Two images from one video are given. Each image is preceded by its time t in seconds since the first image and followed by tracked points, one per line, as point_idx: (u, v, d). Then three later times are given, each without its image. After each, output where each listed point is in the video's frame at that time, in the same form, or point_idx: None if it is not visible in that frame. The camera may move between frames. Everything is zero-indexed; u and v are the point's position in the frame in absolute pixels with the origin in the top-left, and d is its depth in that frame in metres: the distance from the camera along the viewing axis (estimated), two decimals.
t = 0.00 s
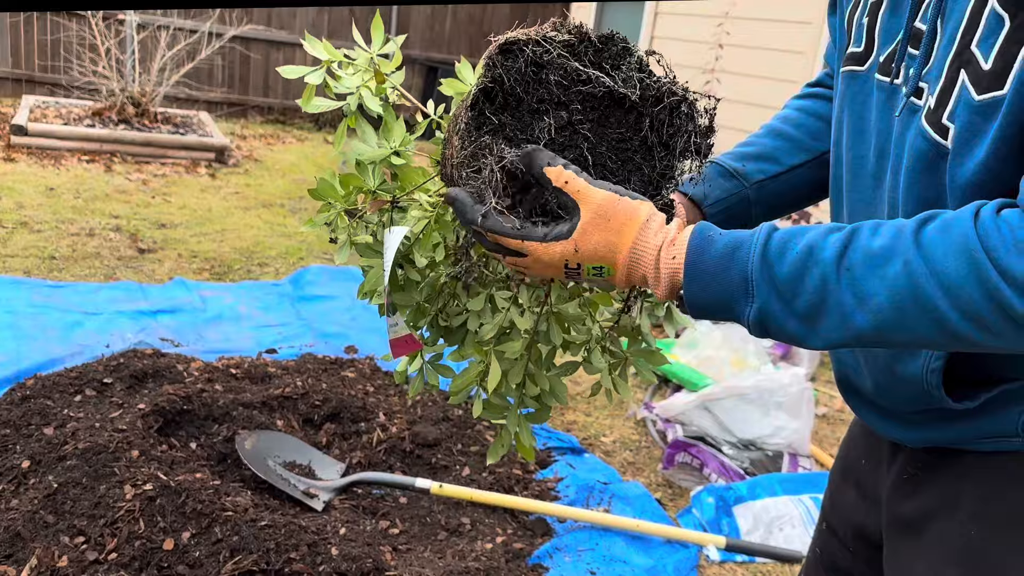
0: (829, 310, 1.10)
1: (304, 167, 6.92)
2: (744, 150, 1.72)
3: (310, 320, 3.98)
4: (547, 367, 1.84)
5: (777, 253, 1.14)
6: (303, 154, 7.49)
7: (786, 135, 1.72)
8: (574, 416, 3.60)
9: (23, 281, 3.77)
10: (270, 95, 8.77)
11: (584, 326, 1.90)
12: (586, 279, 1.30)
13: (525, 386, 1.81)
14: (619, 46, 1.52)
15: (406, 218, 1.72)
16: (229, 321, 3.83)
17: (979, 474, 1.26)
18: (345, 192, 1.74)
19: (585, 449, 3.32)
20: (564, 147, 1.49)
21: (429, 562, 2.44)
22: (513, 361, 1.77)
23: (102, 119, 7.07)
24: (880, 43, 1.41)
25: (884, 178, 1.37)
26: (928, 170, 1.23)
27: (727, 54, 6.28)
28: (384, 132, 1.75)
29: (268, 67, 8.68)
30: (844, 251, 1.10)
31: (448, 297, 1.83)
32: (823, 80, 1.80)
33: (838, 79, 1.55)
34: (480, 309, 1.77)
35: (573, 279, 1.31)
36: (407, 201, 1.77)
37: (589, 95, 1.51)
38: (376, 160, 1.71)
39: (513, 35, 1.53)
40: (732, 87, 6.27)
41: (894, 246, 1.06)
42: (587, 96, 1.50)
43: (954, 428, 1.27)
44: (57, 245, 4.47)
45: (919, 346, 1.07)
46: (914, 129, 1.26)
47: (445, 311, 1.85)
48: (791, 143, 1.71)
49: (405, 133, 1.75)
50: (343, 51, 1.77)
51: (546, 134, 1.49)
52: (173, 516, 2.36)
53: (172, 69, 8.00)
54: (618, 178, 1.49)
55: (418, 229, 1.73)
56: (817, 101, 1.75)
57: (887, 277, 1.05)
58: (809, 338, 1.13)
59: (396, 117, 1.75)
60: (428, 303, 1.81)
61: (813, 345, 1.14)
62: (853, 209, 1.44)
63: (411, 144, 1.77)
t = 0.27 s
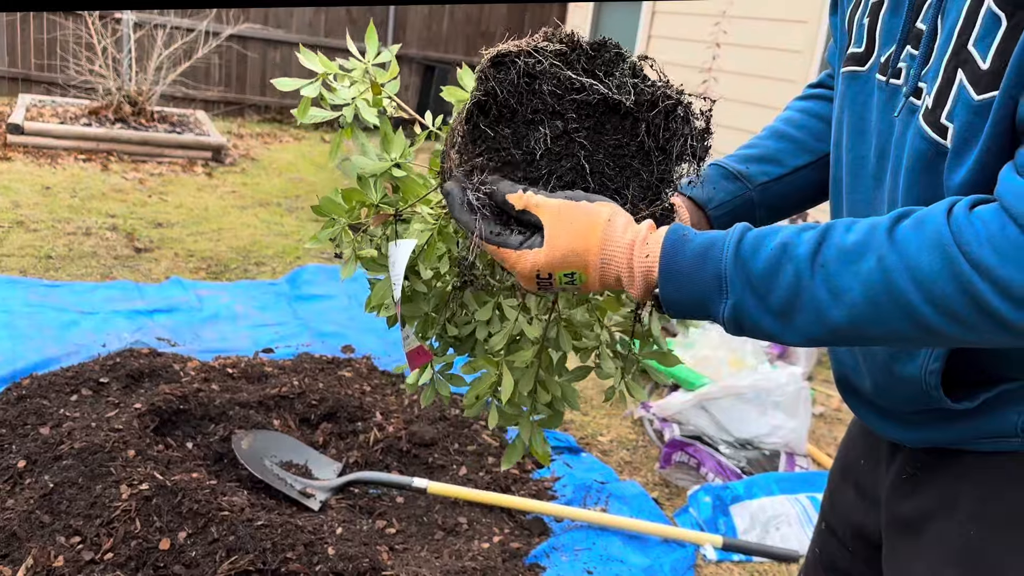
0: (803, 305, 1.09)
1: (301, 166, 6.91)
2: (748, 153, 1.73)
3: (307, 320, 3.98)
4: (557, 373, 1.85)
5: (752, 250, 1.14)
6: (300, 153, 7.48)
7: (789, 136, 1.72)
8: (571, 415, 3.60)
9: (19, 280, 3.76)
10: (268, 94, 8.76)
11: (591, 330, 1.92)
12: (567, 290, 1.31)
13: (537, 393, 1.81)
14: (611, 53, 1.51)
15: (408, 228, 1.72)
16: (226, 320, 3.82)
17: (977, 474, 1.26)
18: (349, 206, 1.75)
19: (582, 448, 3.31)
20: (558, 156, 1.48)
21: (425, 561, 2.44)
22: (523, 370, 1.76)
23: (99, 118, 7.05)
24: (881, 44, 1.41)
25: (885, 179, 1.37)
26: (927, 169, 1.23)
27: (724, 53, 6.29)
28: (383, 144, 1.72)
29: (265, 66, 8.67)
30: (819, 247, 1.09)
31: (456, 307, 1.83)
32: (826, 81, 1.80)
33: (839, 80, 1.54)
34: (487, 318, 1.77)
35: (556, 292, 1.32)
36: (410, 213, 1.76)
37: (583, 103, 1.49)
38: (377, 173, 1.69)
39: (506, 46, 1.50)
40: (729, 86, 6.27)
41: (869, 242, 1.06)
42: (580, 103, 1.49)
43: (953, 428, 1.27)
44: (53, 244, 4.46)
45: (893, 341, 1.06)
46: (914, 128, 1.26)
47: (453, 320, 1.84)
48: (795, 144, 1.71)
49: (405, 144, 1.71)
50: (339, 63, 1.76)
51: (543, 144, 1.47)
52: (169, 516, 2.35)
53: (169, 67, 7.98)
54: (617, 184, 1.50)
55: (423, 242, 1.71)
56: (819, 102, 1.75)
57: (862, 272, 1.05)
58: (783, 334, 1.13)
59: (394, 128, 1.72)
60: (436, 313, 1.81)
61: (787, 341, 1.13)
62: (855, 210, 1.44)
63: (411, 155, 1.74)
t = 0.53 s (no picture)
0: (841, 321, 1.12)
1: (299, 165, 6.90)
2: (749, 151, 1.73)
3: (305, 319, 3.97)
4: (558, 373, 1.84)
5: (789, 267, 1.17)
6: (297, 153, 7.47)
7: (791, 135, 1.72)
8: (569, 414, 3.60)
9: (16, 280, 3.75)
10: (265, 93, 8.75)
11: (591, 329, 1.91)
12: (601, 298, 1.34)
13: (537, 393, 1.79)
14: (611, 49, 1.52)
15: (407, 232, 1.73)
16: (224, 320, 3.82)
17: (977, 473, 1.26)
18: (348, 212, 1.75)
19: (580, 447, 3.31)
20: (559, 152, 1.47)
21: (423, 561, 2.44)
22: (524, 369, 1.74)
23: (96, 117, 7.04)
24: (883, 43, 1.41)
25: (887, 179, 1.37)
26: (930, 171, 1.23)
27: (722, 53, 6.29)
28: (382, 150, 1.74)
29: (263, 65, 8.66)
30: (857, 262, 1.12)
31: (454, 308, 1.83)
32: (828, 79, 1.80)
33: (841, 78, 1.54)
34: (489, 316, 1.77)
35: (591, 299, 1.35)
36: (409, 217, 1.78)
37: (583, 99, 1.49)
38: (377, 179, 1.70)
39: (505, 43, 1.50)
40: (727, 85, 6.28)
41: (906, 256, 1.08)
42: (579, 98, 1.48)
43: (954, 429, 1.27)
44: (50, 244, 4.45)
45: (935, 355, 1.07)
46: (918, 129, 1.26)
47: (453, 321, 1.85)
48: (796, 143, 1.71)
49: (403, 150, 1.74)
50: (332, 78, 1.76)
51: (543, 140, 1.46)
52: (167, 515, 2.35)
53: (166, 67, 7.97)
54: (618, 180, 1.49)
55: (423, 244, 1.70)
56: (820, 101, 1.75)
57: (900, 286, 1.07)
58: (823, 350, 1.15)
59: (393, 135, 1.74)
60: (435, 317, 1.81)
61: (827, 357, 1.16)
62: (856, 210, 1.44)
63: (410, 159, 1.76)
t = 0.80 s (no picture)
0: (847, 331, 1.12)
1: (297, 165, 6.90)
2: (747, 147, 1.72)
3: (303, 319, 3.97)
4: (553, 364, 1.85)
5: (795, 277, 1.17)
6: (295, 152, 7.46)
7: (789, 132, 1.72)
8: (568, 413, 3.60)
9: (14, 279, 3.75)
10: (263, 93, 8.74)
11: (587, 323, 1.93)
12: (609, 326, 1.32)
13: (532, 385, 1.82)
14: (613, 51, 1.49)
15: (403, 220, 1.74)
16: (222, 319, 3.81)
17: (979, 472, 1.27)
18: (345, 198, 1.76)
19: (579, 447, 3.32)
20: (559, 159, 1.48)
21: (422, 560, 2.44)
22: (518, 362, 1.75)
23: (93, 117, 7.03)
24: (884, 44, 1.41)
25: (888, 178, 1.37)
26: (932, 173, 1.23)
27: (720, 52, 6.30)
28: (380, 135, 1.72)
29: (260, 65, 8.65)
30: (861, 273, 1.12)
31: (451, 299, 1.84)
32: (826, 76, 1.79)
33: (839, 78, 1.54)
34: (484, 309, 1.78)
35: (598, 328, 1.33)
36: (406, 204, 1.79)
37: (584, 104, 1.49)
38: (373, 164, 1.70)
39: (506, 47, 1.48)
40: (725, 84, 6.28)
41: (910, 266, 1.08)
42: (580, 103, 1.49)
43: (955, 429, 1.28)
44: (48, 244, 4.44)
45: (940, 365, 1.08)
46: (920, 131, 1.26)
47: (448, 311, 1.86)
48: (795, 140, 1.71)
49: (401, 136, 1.72)
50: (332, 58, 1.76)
51: (542, 146, 1.47)
52: (165, 515, 2.34)
53: (163, 66, 7.97)
54: (618, 186, 1.50)
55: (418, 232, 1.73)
56: (819, 98, 1.75)
57: (904, 297, 1.07)
58: (829, 360, 1.16)
59: (392, 119, 1.71)
60: (431, 305, 1.82)
61: (834, 367, 1.16)
62: (857, 208, 1.44)
63: (409, 147, 1.75)
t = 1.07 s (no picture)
0: (865, 348, 1.10)
1: (294, 165, 6.90)
2: (739, 149, 1.73)
3: (300, 319, 3.96)
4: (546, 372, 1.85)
5: (807, 295, 1.16)
6: (293, 152, 7.45)
7: (780, 132, 1.72)
8: (566, 413, 3.60)
9: (11, 280, 3.75)
10: (260, 93, 8.73)
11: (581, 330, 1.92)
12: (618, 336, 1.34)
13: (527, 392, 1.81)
14: (601, 48, 1.50)
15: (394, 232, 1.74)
16: (220, 319, 3.81)
17: (978, 472, 1.27)
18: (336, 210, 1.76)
19: (577, 446, 3.32)
20: (550, 155, 1.48)
21: (420, 560, 2.44)
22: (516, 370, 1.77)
23: (90, 117, 7.02)
24: (878, 43, 1.41)
25: (884, 178, 1.37)
26: (932, 173, 1.23)
27: (718, 51, 6.30)
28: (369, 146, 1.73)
29: (258, 64, 8.65)
30: (875, 287, 1.11)
31: (445, 306, 1.83)
32: (817, 75, 1.79)
33: (834, 77, 1.54)
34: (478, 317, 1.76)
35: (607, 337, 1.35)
36: (398, 214, 1.79)
37: (574, 100, 1.49)
38: (362, 174, 1.69)
39: (494, 44, 1.48)
40: (723, 84, 6.29)
41: (925, 278, 1.06)
42: (570, 99, 1.49)
43: (956, 430, 1.27)
44: (45, 244, 4.44)
45: (961, 377, 1.06)
46: (921, 130, 1.26)
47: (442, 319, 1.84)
48: (787, 140, 1.71)
49: (390, 145, 1.71)
50: (318, 75, 1.76)
51: (534, 143, 1.47)
52: (163, 516, 2.34)
53: (160, 66, 7.96)
54: (610, 182, 1.50)
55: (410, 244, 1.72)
56: (812, 97, 1.75)
57: (920, 310, 1.05)
58: (848, 378, 1.14)
59: (379, 129, 1.72)
60: (425, 315, 1.81)
61: (854, 386, 1.14)
62: (852, 208, 1.44)
63: (397, 155, 1.73)
